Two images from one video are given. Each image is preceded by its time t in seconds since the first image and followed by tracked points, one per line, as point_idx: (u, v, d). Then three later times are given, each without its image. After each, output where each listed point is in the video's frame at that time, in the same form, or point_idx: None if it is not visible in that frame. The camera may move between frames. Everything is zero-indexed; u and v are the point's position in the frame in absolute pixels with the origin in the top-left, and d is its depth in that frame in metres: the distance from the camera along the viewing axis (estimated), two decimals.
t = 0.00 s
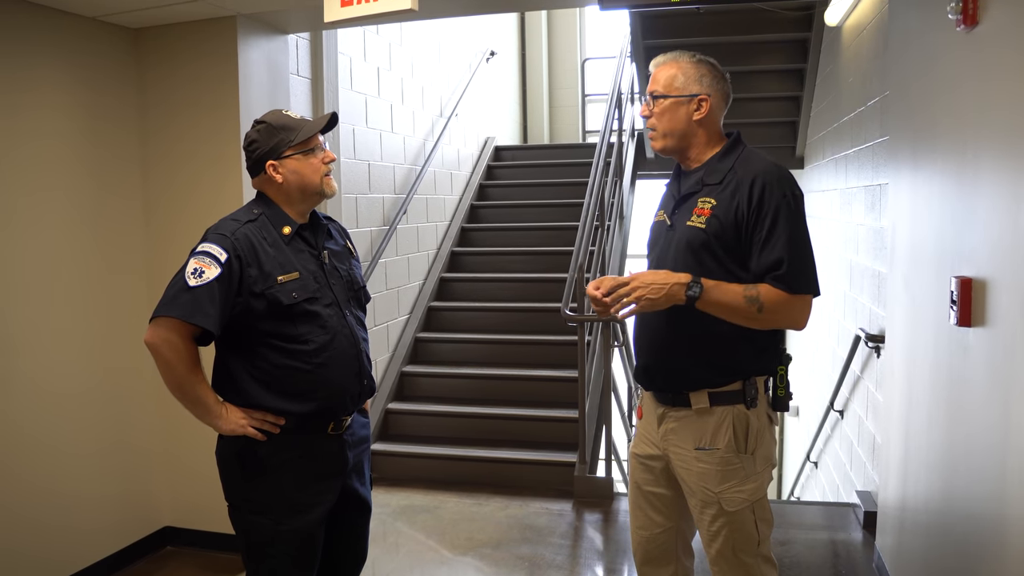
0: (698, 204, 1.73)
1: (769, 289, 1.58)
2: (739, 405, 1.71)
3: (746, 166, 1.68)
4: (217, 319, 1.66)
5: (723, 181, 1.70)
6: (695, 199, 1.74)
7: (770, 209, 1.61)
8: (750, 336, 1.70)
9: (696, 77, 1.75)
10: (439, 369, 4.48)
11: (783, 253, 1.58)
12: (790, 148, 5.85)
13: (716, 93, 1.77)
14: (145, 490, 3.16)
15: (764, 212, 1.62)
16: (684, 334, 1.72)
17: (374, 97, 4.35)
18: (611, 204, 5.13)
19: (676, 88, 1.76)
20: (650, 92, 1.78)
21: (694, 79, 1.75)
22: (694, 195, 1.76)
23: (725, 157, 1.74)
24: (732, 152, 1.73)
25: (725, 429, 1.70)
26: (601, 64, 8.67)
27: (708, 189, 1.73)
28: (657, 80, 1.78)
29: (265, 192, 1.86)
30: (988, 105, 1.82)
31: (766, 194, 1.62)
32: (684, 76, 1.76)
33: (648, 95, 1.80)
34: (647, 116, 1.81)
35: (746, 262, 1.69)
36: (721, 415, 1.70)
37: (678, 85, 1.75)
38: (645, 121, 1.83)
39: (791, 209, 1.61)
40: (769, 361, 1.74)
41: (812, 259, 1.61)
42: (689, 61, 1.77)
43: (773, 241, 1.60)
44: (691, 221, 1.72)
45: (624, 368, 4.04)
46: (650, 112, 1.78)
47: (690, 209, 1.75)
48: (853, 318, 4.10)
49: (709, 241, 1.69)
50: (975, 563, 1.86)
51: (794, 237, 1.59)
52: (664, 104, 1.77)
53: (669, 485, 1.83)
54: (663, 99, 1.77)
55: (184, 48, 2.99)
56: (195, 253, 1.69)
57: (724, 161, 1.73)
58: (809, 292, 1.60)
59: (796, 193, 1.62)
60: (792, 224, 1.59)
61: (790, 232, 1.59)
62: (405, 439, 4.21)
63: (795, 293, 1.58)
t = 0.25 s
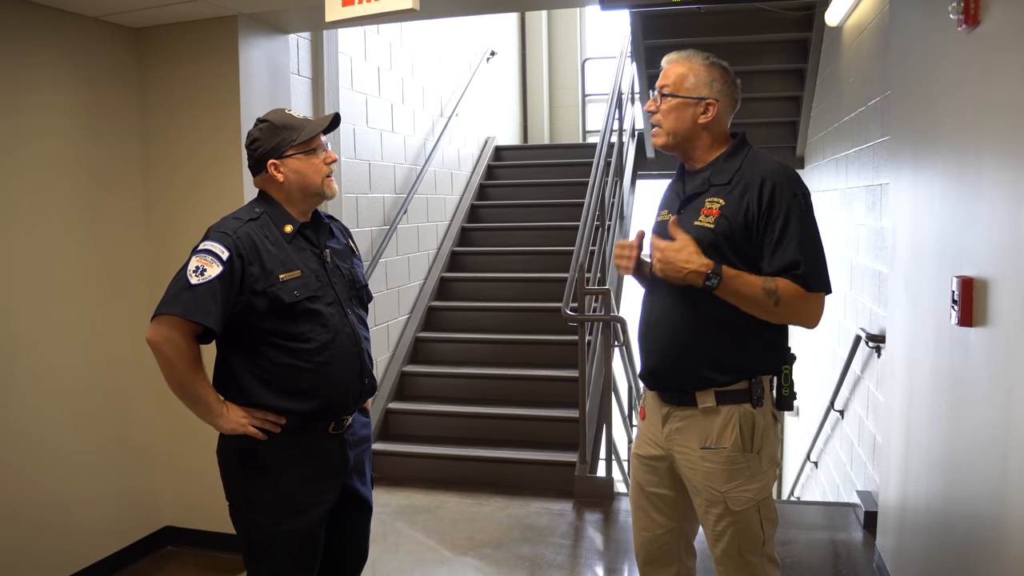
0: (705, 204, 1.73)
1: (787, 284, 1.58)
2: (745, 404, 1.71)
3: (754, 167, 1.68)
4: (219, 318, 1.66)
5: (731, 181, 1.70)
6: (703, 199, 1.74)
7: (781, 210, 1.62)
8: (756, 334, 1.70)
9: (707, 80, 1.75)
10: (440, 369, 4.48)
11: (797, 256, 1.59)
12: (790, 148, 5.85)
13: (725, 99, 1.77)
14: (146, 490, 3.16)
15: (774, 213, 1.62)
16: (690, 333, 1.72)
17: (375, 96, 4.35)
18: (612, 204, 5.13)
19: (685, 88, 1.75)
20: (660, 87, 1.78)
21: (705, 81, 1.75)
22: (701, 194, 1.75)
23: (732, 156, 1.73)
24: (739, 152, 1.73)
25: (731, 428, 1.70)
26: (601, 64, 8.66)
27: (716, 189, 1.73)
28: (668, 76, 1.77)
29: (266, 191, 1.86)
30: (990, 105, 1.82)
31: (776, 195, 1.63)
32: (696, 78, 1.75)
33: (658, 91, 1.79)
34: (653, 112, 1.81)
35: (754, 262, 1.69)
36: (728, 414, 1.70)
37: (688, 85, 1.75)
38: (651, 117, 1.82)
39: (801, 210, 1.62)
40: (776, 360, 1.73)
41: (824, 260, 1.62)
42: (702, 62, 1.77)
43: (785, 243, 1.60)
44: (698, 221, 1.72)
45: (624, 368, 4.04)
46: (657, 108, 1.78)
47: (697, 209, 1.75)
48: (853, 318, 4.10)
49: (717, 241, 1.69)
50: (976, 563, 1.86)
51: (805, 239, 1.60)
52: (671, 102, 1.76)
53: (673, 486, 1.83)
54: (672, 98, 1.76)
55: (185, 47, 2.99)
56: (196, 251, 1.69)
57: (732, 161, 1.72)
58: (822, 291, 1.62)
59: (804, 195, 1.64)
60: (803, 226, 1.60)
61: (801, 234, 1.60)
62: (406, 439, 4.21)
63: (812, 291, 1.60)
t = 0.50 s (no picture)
0: (714, 203, 1.73)
1: (797, 291, 1.59)
2: (754, 403, 1.71)
3: (764, 168, 1.69)
4: (220, 317, 1.66)
5: (741, 181, 1.70)
6: (711, 199, 1.74)
7: (789, 211, 1.62)
8: (761, 333, 1.70)
9: (721, 82, 1.74)
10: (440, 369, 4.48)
11: (803, 257, 1.59)
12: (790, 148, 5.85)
13: (738, 99, 1.77)
14: (146, 490, 3.16)
15: (784, 213, 1.62)
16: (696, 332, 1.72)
17: (375, 96, 4.34)
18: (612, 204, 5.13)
19: (700, 90, 1.74)
20: (673, 87, 1.77)
21: (719, 83, 1.74)
22: (709, 194, 1.75)
23: (741, 157, 1.74)
24: (747, 155, 1.74)
25: (740, 427, 1.70)
26: (600, 63, 8.66)
27: (724, 189, 1.73)
28: (680, 76, 1.76)
29: (270, 191, 1.86)
30: (991, 105, 1.81)
31: (785, 196, 1.63)
32: (710, 79, 1.75)
33: (670, 92, 1.78)
34: (666, 111, 1.81)
35: (761, 263, 1.69)
36: (736, 413, 1.70)
37: (702, 86, 1.74)
38: (663, 116, 1.82)
39: (809, 212, 1.62)
40: (779, 360, 1.73)
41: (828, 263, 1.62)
42: (715, 62, 1.76)
43: (793, 244, 1.60)
44: (708, 221, 1.72)
45: (624, 367, 4.04)
46: (670, 109, 1.78)
47: (705, 208, 1.74)
48: (853, 318, 4.10)
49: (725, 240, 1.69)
50: (976, 563, 1.86)
51: (814, 240, 1.60)
52: (686, 104, 1.76)
53: (677, 486, 1.83)
54: (685, 100, 1.76)
55: (185, 47, 2.99)
56: (199, 251, 1.69)
57: (741, 162, 1.73)
58: (825, 295, 1.62)
59: (812, 197, 1.64)
60: (810, 228, 1.60)
61: (809, 236, 1.60)
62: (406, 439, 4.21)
63: (817, 294, 1.60)
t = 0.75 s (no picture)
0: (715, 203, 1.72)
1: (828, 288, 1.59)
2: (758, 402, 1.71)
3: (765, 168, 1.69)
4: (222, 317, 1.66)
5: (742, 181, 1.71)
6: (712, 199, 1.74)
7: (798, 211, 1.63)
8: (762, 332, 1.70)
9: (725, 78, 1.76)
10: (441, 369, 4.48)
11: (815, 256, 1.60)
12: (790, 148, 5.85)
13: (739, 99, 1.78)
14: (147, 490, 3.16)
15: (792, 214, 1.64)
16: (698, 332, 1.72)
17: (375, 96, 4.34)
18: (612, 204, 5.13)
19: (704, 82, 1.76)
20: (677, 78, 1.78)
21: (722, 78, 1.76)
22: (709, 194, 1.75)
23: (740, 157, 1.74)
24: (745, 155, 1.74)
25: (743, 427, 1.70)
26: (600, 63, 8.66)
27: (725, 189, 1.72)
28: (686, 68, 1.78)
29: (271, 191, 1.86)
30: (992, 105, 1.81)
31: (792, 197, 1.64)
32: (714, 74, 1.76)
33: (674, 82, 1.79)
34: (667, 103, 1.81)
35: (765, 263, 1.70)
36: (739, 413, 1.70)
37: (706, 80, 1.75)
38: (664, 107, 1.82)
39: (817, 212, 1.64)
40: (781, 359, 1.73)
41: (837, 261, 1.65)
42: (720, 60, 1.78)
43: (803, 243, 1.62)
44: (709, 221, 1.72)
45: (624, 367, 4.04)
46: (672, 99, 1.78)
47: (706, 208, 1.74)
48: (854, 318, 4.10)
49: (729, 240, 1.69)
50: (977, 563, 1.86)
51: (822, 240, 1.62)
52: (688, 94, 1.76)
53: (679, 487, 1.83)
54: (688, 91, 1.76)
55: (186, 47, 2.99)
56: (200, 251, 1.69)
57: (741, 161, 1.73)
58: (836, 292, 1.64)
59: (818, 197, 1.66)
60: (819, 228, 1.62)
61: (819, 235, 1.62)
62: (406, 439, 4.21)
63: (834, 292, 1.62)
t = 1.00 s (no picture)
0: (714, 202, 1.72)
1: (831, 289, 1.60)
2: (759, 402, 1.71)
3: (764, 167, 1.69)
4: (222, 318, 1.66)
5: (741, 180, 1.70)
6: (711, 198, 1.74)
7: (797, 210, 1.63)
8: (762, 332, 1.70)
9: (720, 78, 1.76)
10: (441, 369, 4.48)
11: (816, 254, 1.60)
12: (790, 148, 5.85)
13: (735, 97, 1.78)
14: (147, 490, 3.15)
15: (792, 213, 1.63)
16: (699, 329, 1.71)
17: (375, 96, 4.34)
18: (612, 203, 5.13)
19: (699, 83, 1.76)
20: (671, 80, 1.79)
21: (718, 79, 1.76)
22: (707, 194, 1.75)
23: (738, 156, 1.74)
24: (744, 154, 1.74)
25: (744, 427, 1.70)
26: (600, 63, 8.66)
27: (724, 188, 1.72)
28: (680, 69, 1.78)
29: (270, 190, 1.86)
30: (992, 104, 1.81)
31: (791, 195, 1.64)
32: (709, 74, 1.76)
33: (669, 84, 1.79)
34: (663, 105, 1.81)
35: (765, 262, 1.69)
36: (739, 413, 1.70)
37: (701, 81, 1.76)
38: (659, 109, 1.82)
39: (816, 210, 1.64)
40: (781, 358, 1.73)
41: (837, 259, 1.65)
42: (714, 59, 1.78)
43: (803, 241, 1.62)
44: (709, 220, 1.72)
45: (624, 367, 4.04)
46: (667, 101, 1.78)
47: (705, 208, 1.74)
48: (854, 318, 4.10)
49: (728, 240, 1.69)
50: (978, 564, 1.85)
51: (822, 239, 1.62)
52: (684, 96, 1.76)
53: (679, 487, 1.83)
54: (683, 92, 1.76)
55: (185, 47, 2.98)
56: (200, 251, 1.69)
57: (739, 161, 1.73)
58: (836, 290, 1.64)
59: (817, 196, 1.66)
60: (818, 226, 1.62)
61: (818, 234, 1.62)
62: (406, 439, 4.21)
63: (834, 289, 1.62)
